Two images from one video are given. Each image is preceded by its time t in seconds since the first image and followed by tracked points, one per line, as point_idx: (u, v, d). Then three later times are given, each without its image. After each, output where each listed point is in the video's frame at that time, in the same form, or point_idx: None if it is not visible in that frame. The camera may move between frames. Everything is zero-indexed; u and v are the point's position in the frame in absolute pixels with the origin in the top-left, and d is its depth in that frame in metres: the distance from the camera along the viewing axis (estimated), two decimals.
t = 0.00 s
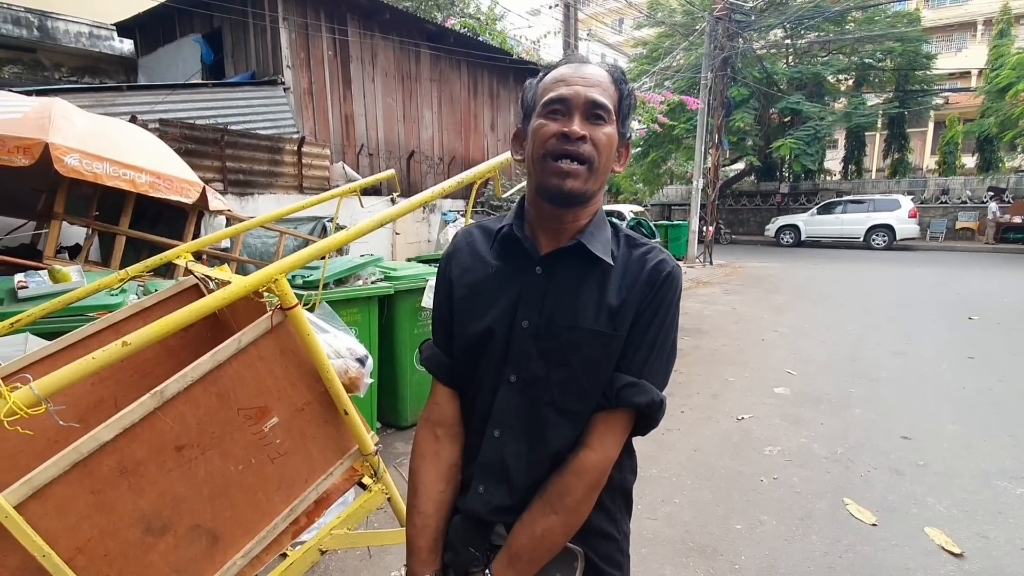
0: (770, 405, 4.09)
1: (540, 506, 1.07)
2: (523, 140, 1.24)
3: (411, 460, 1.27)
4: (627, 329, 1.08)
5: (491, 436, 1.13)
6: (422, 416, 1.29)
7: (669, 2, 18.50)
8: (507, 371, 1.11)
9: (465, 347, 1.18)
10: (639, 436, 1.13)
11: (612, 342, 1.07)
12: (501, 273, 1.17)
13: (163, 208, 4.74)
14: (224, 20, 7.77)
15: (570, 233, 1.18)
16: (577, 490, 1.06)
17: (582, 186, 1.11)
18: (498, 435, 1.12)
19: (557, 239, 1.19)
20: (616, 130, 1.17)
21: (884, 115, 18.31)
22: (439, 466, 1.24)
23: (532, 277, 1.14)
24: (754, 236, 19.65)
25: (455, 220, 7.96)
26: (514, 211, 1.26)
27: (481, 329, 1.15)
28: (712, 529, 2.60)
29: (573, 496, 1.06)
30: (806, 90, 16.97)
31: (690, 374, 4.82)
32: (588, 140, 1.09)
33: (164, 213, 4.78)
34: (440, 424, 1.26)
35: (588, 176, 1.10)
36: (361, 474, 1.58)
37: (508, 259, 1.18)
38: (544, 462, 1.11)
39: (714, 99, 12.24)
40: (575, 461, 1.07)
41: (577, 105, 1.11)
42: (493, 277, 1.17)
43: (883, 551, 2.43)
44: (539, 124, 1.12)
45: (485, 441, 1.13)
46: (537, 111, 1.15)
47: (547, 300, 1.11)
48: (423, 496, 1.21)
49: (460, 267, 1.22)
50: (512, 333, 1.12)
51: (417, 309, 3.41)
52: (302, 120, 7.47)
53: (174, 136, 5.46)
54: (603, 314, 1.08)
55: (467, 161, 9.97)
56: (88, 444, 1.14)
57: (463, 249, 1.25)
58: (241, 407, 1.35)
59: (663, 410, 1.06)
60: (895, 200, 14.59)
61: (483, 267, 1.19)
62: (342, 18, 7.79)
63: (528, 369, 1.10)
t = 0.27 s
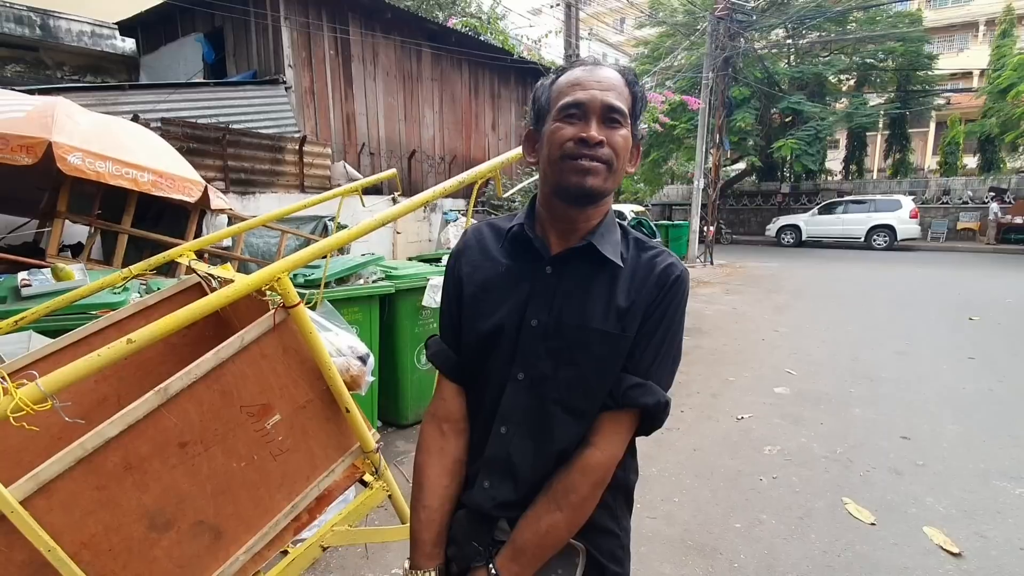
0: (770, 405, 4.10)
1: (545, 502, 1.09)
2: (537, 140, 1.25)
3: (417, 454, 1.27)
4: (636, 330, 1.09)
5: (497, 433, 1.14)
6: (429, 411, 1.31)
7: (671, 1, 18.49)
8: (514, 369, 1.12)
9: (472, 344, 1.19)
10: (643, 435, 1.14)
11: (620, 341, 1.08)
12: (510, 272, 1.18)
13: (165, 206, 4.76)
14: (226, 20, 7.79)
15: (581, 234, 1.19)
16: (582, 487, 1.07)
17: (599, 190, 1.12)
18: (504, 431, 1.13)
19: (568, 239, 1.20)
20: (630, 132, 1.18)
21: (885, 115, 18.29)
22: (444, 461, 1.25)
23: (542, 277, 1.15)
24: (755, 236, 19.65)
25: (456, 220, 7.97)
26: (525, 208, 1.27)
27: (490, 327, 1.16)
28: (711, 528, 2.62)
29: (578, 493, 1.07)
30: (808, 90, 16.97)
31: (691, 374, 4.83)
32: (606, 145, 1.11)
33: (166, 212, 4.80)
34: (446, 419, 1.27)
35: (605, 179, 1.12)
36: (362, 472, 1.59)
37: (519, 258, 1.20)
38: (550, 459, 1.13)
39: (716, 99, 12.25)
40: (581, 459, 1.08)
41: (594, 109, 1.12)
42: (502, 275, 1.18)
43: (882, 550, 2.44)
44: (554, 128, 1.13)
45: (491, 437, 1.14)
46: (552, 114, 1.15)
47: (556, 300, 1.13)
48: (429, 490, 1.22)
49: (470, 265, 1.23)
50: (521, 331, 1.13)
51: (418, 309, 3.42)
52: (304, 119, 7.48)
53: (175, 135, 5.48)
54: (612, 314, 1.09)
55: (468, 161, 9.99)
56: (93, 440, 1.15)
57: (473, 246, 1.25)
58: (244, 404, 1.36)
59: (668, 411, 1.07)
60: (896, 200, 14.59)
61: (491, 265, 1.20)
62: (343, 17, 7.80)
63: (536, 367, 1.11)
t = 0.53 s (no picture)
0: (769, 405, 4.11)
1: (547, 499, 1.10)
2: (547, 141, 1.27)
3: (422, 451, 1.29)
4: (640, 330, 1.10)
5: (501, 430, 1.15)
6: (434, 408, 1.32)
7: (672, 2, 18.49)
8: (519, 368, 1.14)
9: (477, 343, 1.21)
10: (645, 436, 1.15)
11: (623, 342, 1.09)
12: (517, 271, 1.19)
13: (166, 206, 4.78)
14: (227, 20, 7.81)
15: (587, 235, 1.20)
16: (584, 484, 1.08)
17: (601, 190, 1.13)
18: (508, 429, 1.14)
19: (574, 239, 1.21)
20: (637, 135, 1.18)
21: (886, 116, 18.29)
22: (448, 457, 1.26)
23: (548, 277, 1.16)
24: (756, 237, 19.66)
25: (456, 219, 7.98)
26: (533, 208, 1.29)
27: (496, 326, 1.17)
28: (710, 527, 2.63)
29: (579, 491, 1.08)
30: (809, 91, 16.98)
31: (691, 374, 4.84)
32: (610, 146, 1.11)
33: (168, 211, 4.82)
34: (452, 416, 1.29)
35: (608, 180, 1.13)
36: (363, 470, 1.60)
37: (526, 258, 1.21)
38: (552, 458, 1.14)
39: (716, 100, 12.27)
40: (583, 458, 1.09)
41: (601, 110, 1.13)
42: (509, 275, 1.19)
43: (880, 550, 2.44)
44: (561, 128, 1.15)
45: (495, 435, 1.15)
46: (560, 115, 1.17)
47: (561, 300, 1.14)
48: (433, 485, 1.23)
49: (477, 265, 1.24)
50: (526, 330, 1.15)
51: (418, 309, 3.43)
52: (305, 119, 7.49)
53: (176, 135, 5.50)
54: (616, 316, 1.10)
55: (469, 161, 10.00)
56: (98, 437, 1.16)
57: (481, 246, 1.27)
58: (246, 402, 1.37)
59: (671, 412, 1.08)
60: (897, 201, 14.60)
61: (498, 265, 1.21)
62: (345, 17, 7.81)
63: (540, 367, 1.12)
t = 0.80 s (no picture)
0: (769, 405, 4.12)
1: (545, 495, 1.11)
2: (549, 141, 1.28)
3: (422, 446, 1.29)
4: (639, 330, 1.11)
5: (501, 427, 1.16)
6: (436, 404, 1.33)
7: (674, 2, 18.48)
8: (520, 366, 1.14)
9: (479, 341, 1.22)
10: (644, 435, 1.16)
11: (623, 342, 1.10)
12: (519, 270, 1.20)
13: (168, 204, 4.80)
14: (230, 18, 7.82)
15: (588, 234, 1.21)
16: (582, 482, 1.09)
17: (603, 190, 1.13)
18: (509, 426, 1.15)
19: (575, 239, 1.22)
20: (639, 136, 1.19)
21: (888, 117, 18.27)
22: (448, 454, 1.27)
23: (549, 276, 1.17)
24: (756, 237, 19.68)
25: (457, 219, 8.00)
26: (536, 208, 1.29)
27: (498, 324, 1.18)
28: (708, 526, 2.64)
29: (577, 489, 1.09)
30: (810, 92, 16.99)
31: (691, 374, 4.85)
32: (612, 147, 1.12)
33: (169, 209, 4.84)
34: (452, 413, 1.29)
35: (610, 181, 1.13)
36: (364, 468, 1.60)
37: (528, 257, 1.22)
38: (551, 455, 1.14)
39: (717, 100, 12.27)
40: (581, 456, 1.10)
41: (603, 111, 1.14)
42: (511, 274, 1.20)
43: (878, 550, 2.45)
44: (564, 128, 1.15)
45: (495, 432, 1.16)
46: (563, 115, 1.17)
47: (563, 299, 1.15)
48: (433, 481, 1.24)
49: (480, 264, 1.25)
50: (527, 328, 1.15)
51: (419, 308, 3.44)
52: (306, 117, 7.50)
53: (178, 133, 5.53)
54: (616, 315, 1.11)
55: (470, 160, 10.02)
56: (101, 433, 1.17)
57: (483, 245, 1.28)
58: (248, 399, 1.38)
59: (670, 412, 1.09)
60: (898, 202, 14.61)
61: (500, 264, 1.22)
62: (346, 16, 7.82)
63: (541, 363, 1.13)
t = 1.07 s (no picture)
0: (769, 407, 4.12)
1: (543, 495, 1.11)
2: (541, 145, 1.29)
3: (420, 446, 1.30)
4: (634, 330, 1.11)
5: (497, 427, 1.16)
6: (432, 405, 1.33)
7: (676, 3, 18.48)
8: (517, 366, 1.15)
9: (475, 342, 1.22)
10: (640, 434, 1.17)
11: (618, 341, 1.10)
12: (514, 271, 1.20)
13: (170, 203, 4.81)
14: (232, 18, 7.83)
15: (581, 236, 1.21)
16: (579, 481, 1.09)
17: (577, 197, 1.14)
18: (506, 426, 1.16)
19: (569, 240, 1.22)
20: (624, 138, 1.16)
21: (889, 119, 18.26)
22: (446, 453, 1.28)
23: (544, 277, 1.17)
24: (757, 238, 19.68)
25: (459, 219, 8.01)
26: (528, 209, 1.30)
27: (493, 324, 1.18)
28: (707, 527, 2.64)
29: (574, 489, 1.09)
30: (812, 93, 17.09)
31: (691, 375, 4.85)
32: (586, 153, 1.12)
33: (171, 208, 4.85)
34: (450, 413, 1.30)
35: (584, 187, 1.14)
36: (364, 466, 1.61)
37: (522, 258, 1.22)
38: (548, 454, 1.15)
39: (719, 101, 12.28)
40: (578, 455, 1.10)
41: (578, 117, 1.14)
42: (507, 274, 1.20)
43: (877, 551, 2.46)
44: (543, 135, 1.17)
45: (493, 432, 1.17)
46: (545, 121, 1.19)
47: (558, 299, 1.15)
48: (431, 481, 1.24)
49: (475, 265, 1.25)
50: (522, 329, 1.16)
51: (420, 307, 3.45)
52: (308, 117, 7.51)
53: (180, 132, 5.54)
54: (612, 315, 1.12)
55: (471, 160, 10.03)
56: (104, 430, 1.18)
57: (479, 245, 1.28)
58: (249, 397, 1.39)
59: (666, 410, 1.09)
60: (899, 204, 14.62)
61: (496, 264, 1.23)
62: (348, 16, 7.83)
63: (537, 363, 1.14)
